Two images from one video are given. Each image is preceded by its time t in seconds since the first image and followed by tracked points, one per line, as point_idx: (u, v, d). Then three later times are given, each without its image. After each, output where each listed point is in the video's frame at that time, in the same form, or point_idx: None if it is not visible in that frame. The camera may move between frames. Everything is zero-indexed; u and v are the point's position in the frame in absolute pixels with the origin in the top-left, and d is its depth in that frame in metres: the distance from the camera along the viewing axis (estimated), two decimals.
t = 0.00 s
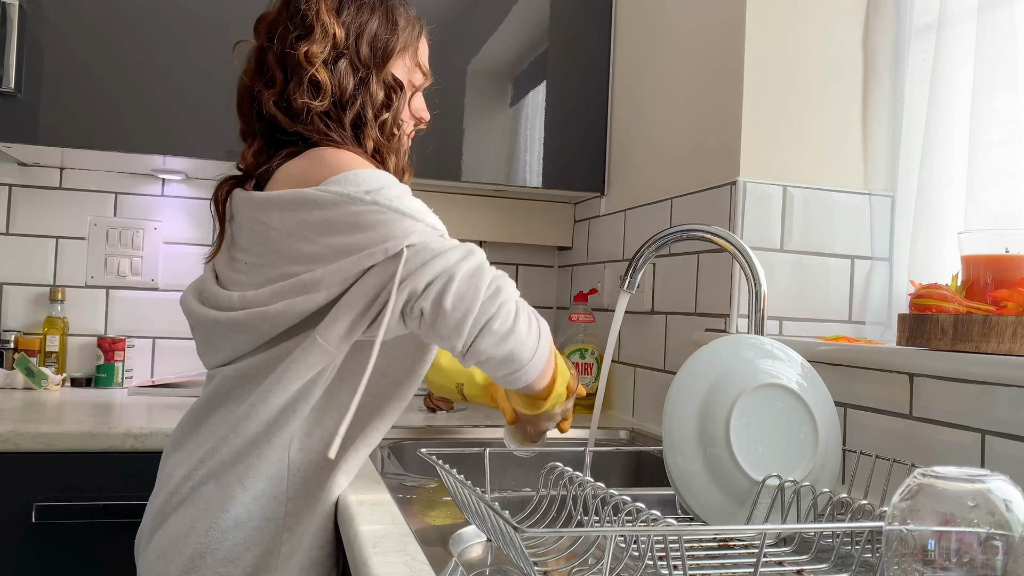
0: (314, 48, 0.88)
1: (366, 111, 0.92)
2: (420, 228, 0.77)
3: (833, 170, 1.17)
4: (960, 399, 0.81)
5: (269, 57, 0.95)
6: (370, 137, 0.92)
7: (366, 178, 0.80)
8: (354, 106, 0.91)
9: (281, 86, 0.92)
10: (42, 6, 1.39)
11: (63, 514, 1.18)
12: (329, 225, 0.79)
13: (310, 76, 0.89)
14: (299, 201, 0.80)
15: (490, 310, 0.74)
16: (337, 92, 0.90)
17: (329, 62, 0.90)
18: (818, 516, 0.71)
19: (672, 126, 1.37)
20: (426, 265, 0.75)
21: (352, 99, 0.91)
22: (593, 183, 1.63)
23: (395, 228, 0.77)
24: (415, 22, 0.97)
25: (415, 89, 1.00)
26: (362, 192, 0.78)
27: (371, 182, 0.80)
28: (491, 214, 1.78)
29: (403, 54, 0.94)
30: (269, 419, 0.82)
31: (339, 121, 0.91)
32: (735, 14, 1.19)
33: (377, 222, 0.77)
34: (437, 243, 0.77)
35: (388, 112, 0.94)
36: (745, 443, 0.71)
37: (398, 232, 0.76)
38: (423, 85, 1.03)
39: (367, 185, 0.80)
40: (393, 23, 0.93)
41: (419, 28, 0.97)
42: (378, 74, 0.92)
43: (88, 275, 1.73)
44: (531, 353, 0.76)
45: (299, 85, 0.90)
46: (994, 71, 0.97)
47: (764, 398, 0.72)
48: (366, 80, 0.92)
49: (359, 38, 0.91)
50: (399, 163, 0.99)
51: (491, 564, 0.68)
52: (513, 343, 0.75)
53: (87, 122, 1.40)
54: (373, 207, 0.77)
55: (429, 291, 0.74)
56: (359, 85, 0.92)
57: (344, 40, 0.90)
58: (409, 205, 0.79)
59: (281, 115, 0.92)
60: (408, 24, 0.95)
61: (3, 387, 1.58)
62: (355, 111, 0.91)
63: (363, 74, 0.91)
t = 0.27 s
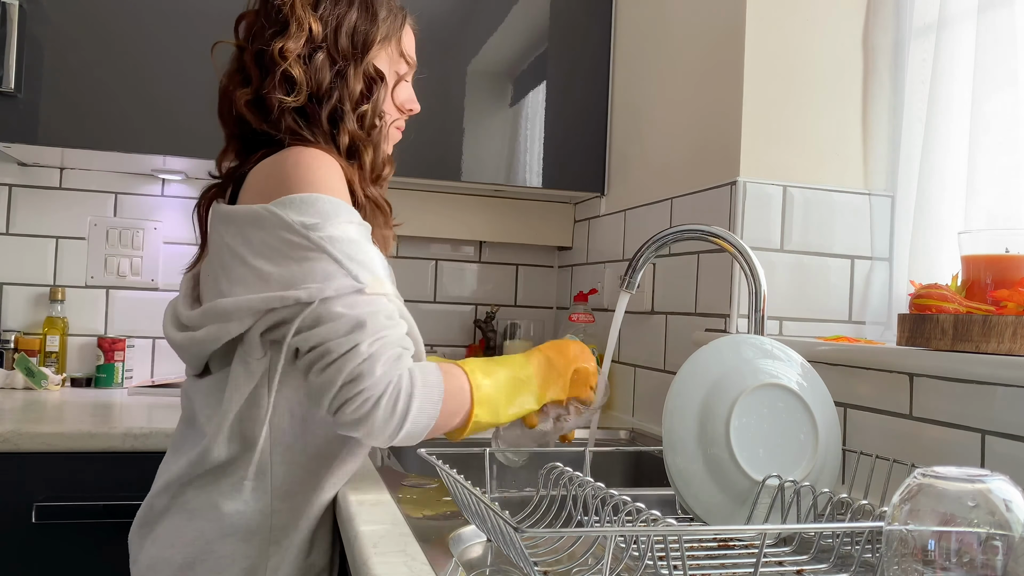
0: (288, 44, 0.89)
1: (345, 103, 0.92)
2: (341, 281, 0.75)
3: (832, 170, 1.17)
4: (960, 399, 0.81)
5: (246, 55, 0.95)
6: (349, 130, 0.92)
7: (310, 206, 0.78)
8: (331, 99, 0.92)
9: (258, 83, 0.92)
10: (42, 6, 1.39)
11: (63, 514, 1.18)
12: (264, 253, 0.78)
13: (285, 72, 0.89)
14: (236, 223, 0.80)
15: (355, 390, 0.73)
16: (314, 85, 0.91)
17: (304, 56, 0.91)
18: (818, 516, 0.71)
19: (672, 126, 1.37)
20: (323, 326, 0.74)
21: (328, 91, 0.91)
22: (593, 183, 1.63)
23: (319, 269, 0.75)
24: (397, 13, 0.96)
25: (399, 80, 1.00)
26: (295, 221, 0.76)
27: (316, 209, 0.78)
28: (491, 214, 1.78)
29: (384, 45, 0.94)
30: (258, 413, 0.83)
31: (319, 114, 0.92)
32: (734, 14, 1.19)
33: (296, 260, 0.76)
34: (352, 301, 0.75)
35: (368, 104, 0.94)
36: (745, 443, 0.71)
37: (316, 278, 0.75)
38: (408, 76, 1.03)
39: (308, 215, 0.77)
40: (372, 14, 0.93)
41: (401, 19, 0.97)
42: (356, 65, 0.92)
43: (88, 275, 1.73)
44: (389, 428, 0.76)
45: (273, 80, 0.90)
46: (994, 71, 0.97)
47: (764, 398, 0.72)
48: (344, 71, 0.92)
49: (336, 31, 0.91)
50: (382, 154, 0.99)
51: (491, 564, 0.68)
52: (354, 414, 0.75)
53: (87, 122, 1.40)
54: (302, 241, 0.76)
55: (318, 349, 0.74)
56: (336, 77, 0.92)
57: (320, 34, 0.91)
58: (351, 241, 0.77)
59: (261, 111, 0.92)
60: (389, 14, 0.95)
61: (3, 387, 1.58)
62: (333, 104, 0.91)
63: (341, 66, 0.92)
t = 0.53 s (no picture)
0: (287, 41, 0.89)
1: (342, 102, 0.92)
2: (270, 323, 0.78)
3: (832, 170, 1.17)
4: (960, 400, 0.81)
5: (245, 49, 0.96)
6: (344, 129, 0.93)
7: (264, 237, 0.80)
8: (327, 98, 0.92)
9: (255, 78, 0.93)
10: (42, 6, 1.39)
11: (62, 514, 1.18)
12: (211, 285, 0.81)
13: (282, 69, 0.90)
14: (193, 257, 0.84)
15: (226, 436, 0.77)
16: (310, 83, 0.91)
17: (303, 53, 0.91)
18: (818, 516, 0.71)
19: (672, 126, 1.37)
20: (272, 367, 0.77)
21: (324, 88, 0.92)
22: (593, 183, 1.63)
23: (262, 309, 0.78)
24: (399, 11, 0.97)
25: (398, 79, 1.00)
26: (242, 253, 0.79)
27: (270, 242, 0.80)
28: (491, 214, 1.78)
29: (384, 45, 0.95)
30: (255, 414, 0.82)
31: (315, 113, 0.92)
32: (734, 14, 1.19)
33: (238, 294, 0.80)
34: (279, 343, 0.77)
35: (366, 104, 0.94)
36: (745, 444, 0.71)
37: (246, 317, 0.78)
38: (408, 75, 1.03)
39: (259, 247, 0.80)
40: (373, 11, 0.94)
41: (403, 17, 0.98)
42: (355, 64, 0.93)
43: (88, 275, 1.73)
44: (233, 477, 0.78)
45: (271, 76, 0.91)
46: (994, 72, 0.97)
47: (764, 398, 0.72)
48: (342, 70, 0.92)
49: (336, 29, 0.92)
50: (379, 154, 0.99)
51: (491, 564, 0.68)
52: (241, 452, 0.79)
53: (86, 122, 1.40)
54: (250, 276, 0.79)
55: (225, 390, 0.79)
56: (334, 76, 0.92)
57: (320, 31, 0.91)
58: (297, 283, 0.80)
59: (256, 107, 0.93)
60: (392, 13, 0.96)
61: (3, 387, 1.58)
62: (329, 102, 0.92)
63: (339, 65, 0.92)
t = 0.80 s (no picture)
0: (265, 33, 0.90)
1: (322, 92, 0.92)
2: (218, 323, 0.79)
3: (832, 170, 1.17)
4: (959, 400, 0.81)
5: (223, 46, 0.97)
6: (327, 118, 0.93)
7: (211, 237, 0.81)
8: (307, 89, 0.92)
9: (233, 72, 0.94)
10: (42, 6, 1.39)
11: (62, 513, 1.18)
12: (162, 286, 0.83)
13: (260, 61, 0.91)
14: (157, 257, 0.87)
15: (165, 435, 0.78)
16: (290, 75, 0.92)
17: (282, 45, 0.92)
18: (818, 516, 0.71)
19: (672, 126, 1.37)
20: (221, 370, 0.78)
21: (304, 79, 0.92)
22: (593, 183, 1.63)
23: (203, 308, 0.79)
24: None
25: (386, 67, 1.01)
26: (190, 251, 0.81)
27: (221, 242, 0.80)
28: (491, 214, 1.78)
29: (369, 34, 0.95)
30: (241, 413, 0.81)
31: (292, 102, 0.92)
32: (734, 14, 1.18)
33: (186, 292, 0.81)
34: (217, 343, 0.78)
35: (349, 93, 0.94)
36: (745, 444, 0.71)
37: (193, 316, 0.79)
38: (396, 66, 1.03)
39: (207, 247, 0.81)
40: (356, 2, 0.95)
41: (390, 5, 0.98)
42: (335, 54, 0.93)
43: (88, 275, 1.73)
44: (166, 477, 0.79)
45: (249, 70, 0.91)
46: (994, 72, 0.97)
47: (764, 398, 0.72)
48: (323, 59, 0.93)
49: (317, 20, 0.93)
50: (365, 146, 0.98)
51: (491, 563, 0.68)
52: (177, 450, 0.81)
53: (86, 122, 1.40)
54: (195, 275, 0.81)
55: (163, 388, 0.81)
56: (315, 66, 0.93)
57: (300, 22, 0.92)
58: (246, 280, 0.80)
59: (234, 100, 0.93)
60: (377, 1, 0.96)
61: (4, 387, 1.58)
62: (309, 93, 0.92)
63: (319, 54, 0.93)
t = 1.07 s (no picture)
0: (275, 35, 0.90)
1: (331, 96, 0.92)
2: (220, 323, 0.78)
3: (832, 170, 1.17)
4: (960, 399, 0.81)
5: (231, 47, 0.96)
6: (336, 122, 0.93)
7: (213, 236, 0.80)
8: (315, 92, 0.92)
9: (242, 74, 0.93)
10: (42, 6, 1.39)
11: (62, 513, 1.18)
12: (165, 284, 0.83)
13: (269, 64, 0.90)
14: (161, 255, 0.87)
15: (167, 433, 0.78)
16: (299, 78, 0.92)
17: (291, 48, 0.91)
18: (818, 515, 0.71)
19: (672, 126, 1.37)
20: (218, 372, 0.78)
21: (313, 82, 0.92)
22: (593, 183, 1.63)
23: (205, 307, 0.79)
24: (391, 4, 0.98)
25: (391, 71, 1.01)
26: (192, 250, 0.80)
27: (224, 241, 0.80)
28: (491, 214, 1.78)
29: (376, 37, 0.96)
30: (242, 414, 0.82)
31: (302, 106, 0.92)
32: (734, 13, 1.18)
33: (189, 291, 0.81)
34: (221, 342, 0.78)
35: (357, 97, 0.95)
36: (745, 444, 0.71)
37: (196, 315, 0.79)
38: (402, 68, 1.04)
39: (210, 246, 0.80)
40: (364, 5, 0.95)
41: (396, 9, 0.99)
42: (345, 58, 0.94)
43: (88, 275, 1.73)
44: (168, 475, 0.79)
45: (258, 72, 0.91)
46: (994, 72, 0.97)
47: (764, 398, 0.72)
48: (332, 63, 0.93)
49: (326, 23, 0.93)
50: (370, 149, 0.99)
51: (491, 563, 0.68)
52: (179, 447, 0.81)
53: (86, 122, 1.40)
54: (198, 274, 0.80)
55: (165, 386, 0.81)
56: (323, 70, 0.93)
57: (309, 25, 0.92)
58: (249, 280, 0.80)
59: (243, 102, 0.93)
60: (384, 5, 0.97)
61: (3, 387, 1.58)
62: (318, 97, 0.92)
63: (329, 58, 0.93)
